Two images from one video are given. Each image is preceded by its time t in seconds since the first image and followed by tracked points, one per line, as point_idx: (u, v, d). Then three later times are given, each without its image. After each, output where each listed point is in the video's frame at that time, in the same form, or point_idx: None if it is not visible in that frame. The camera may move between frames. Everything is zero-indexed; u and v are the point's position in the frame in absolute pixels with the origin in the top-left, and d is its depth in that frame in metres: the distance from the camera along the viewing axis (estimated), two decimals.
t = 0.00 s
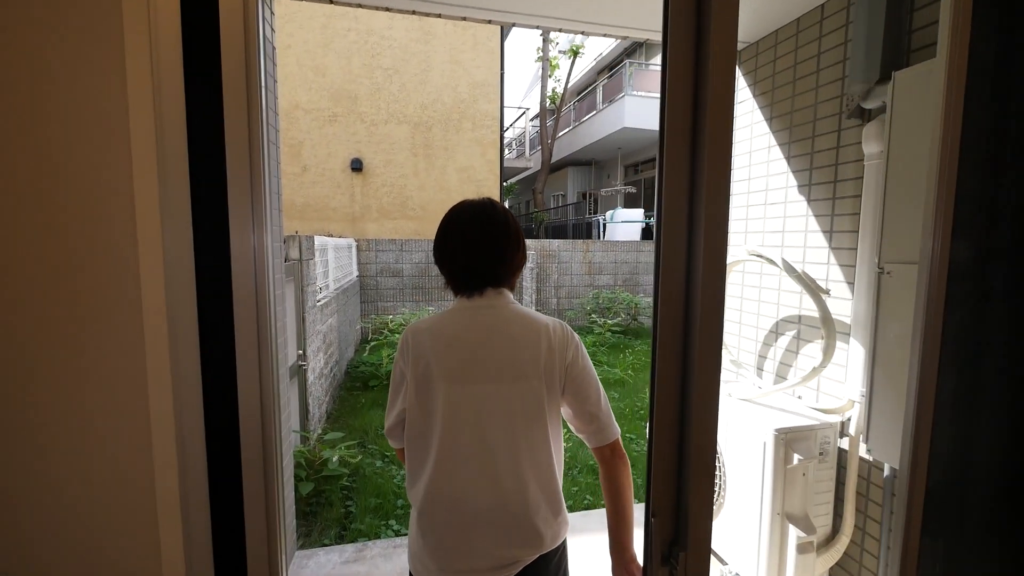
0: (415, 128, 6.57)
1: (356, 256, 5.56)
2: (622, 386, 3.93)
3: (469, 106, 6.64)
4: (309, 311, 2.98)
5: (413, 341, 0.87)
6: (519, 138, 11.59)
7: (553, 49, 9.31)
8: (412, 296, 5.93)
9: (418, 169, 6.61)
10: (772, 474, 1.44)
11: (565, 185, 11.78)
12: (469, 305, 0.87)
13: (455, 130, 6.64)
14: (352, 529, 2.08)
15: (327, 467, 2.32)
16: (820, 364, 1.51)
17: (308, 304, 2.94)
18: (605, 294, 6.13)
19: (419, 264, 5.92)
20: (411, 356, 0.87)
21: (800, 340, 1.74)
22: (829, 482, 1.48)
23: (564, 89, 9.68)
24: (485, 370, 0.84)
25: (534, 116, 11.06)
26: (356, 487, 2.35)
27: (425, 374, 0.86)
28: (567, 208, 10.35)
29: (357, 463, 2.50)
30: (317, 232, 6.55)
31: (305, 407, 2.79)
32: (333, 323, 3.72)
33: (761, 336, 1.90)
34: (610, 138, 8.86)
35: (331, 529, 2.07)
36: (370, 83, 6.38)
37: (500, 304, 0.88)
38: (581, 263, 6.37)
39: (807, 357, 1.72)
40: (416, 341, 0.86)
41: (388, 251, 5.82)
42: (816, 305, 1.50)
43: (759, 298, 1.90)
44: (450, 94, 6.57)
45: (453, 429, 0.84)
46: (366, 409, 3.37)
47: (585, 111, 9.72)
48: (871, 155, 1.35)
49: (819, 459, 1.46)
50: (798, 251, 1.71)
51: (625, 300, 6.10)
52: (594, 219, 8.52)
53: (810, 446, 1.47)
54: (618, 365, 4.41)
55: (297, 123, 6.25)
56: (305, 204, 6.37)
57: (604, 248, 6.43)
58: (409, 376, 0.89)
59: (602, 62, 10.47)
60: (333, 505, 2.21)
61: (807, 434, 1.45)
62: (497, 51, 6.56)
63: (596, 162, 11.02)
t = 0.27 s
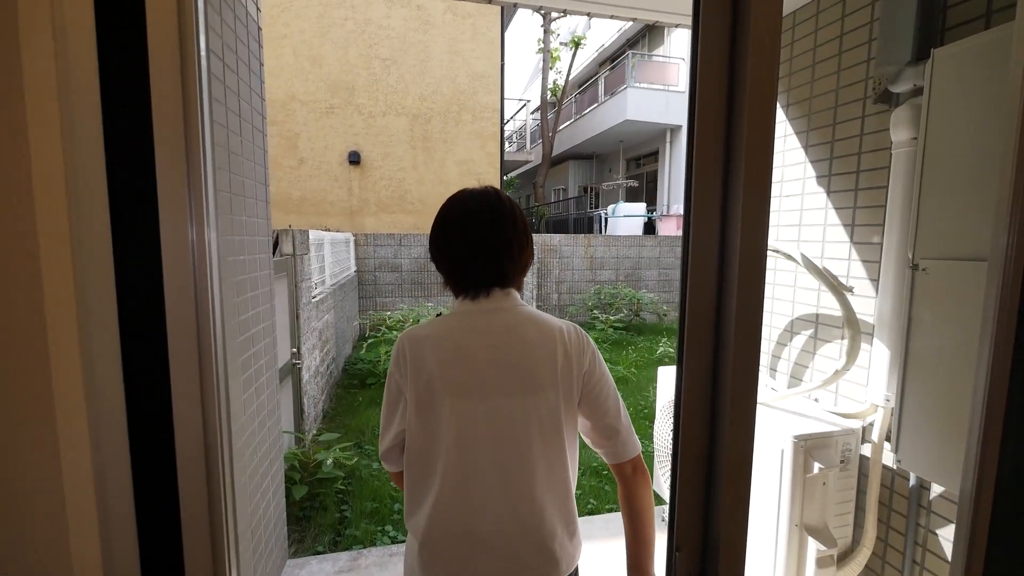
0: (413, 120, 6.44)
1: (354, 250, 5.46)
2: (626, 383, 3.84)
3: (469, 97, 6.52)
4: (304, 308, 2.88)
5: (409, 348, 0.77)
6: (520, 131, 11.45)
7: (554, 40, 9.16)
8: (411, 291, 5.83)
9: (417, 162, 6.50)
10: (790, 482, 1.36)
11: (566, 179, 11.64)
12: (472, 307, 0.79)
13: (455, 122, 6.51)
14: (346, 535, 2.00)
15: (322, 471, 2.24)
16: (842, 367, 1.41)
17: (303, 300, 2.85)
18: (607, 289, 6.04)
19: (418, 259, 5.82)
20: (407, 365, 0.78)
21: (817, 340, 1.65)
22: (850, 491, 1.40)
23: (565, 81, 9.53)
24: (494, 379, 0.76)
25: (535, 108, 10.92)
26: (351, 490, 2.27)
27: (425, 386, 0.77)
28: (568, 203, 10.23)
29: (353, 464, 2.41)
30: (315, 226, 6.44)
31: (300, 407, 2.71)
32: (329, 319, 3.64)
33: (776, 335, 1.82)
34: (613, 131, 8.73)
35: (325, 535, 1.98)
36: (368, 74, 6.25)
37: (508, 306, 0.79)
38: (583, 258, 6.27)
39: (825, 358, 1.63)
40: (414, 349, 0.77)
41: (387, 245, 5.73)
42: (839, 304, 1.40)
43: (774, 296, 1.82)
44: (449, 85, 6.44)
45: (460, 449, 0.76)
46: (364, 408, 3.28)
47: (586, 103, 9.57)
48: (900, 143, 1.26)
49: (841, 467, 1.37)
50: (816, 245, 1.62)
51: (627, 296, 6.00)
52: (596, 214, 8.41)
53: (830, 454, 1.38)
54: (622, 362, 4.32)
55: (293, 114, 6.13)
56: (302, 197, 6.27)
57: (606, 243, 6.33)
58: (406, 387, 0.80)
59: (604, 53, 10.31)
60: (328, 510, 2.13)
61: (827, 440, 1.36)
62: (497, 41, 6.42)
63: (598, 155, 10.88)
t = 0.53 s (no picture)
0: (411, 117, 6.35)
1: (351, 250, 5.37)
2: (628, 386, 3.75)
3: (467, 94, 6.42)
4: (297, 310, 2.79)
5: (417, 371, 0.71)
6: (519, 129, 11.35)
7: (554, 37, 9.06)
8: (409, 291, 5.74)
9: (415, 160, 6.40)
10: (809, 500, 1.27)
11: (565, 177, 11.54)
12: (480, 321, 0.74)
13: (453, 119, 6.41)
14: (338, 549, 1.90)
15: (313, 480, 2.14)
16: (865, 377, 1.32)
17: (296, 302, 2.75)
18: (608, 289, 5.95)
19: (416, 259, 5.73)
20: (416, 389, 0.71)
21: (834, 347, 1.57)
22: (871, 508, 1.32)
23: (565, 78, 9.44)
24: (511, 398, 0.71)
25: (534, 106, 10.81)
26: (344, 500, 2.18)
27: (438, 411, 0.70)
28: (567, 202, 10.13)
29: (346, 473, 2.33)
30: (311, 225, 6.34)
31: (292, 412, 2.62)
32: (324, 320, 3.55)
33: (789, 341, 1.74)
34: (613, 129, 8.63)
35: (316, 549, 1.88)
36: (365, 70, 6.15)
37: (527, 319, 0.75)
38: (583, 258, 6.18)
39: (842, 366, 1.54)
40: (425, 371, 0.71)
41: (384, 245, 5.63)
42: (863, 310, 1.30)
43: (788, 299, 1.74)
44: (448, 82, 6.34)
45: (496, 477, 0.72)
46: (359, 412, 3.19)
47: (586, 101, 9.48)
48: (928, 137, 1.17)
49: (863, 484, 1.28)
50: (833, 247, 1.52)
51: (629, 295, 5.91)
52: (596, 213, 8.31)
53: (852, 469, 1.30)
54: (623, 365, 4.23)
55: (289, 111, 6.03)
56: (298, 196, 6.17)
57: (607, 242, 6.24)
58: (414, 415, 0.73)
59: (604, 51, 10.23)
60: (319, 522, 2.04)
61: (849, 456, 1.28)
62: (496, 37, 6.33)
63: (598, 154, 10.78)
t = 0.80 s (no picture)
0: (411, 116, 6.28)
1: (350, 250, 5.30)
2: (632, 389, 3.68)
3: (468, 92, 6.35)
4: (294, 311, 2.72)
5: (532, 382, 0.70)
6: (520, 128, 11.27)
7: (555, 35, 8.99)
8: (409, 292, 5.68)
9: (415, 159, 6.33)
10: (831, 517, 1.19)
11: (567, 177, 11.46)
12: (552, 323, 0.81)
13: (454, 117, 6.34)
14: (334, 560, 1.83)
15: (309, 488, 2.07)
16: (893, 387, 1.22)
17: (292, 304, 2.68)
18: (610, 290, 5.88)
19: (416, 259, 5.66)
20: (538, 402, 0.69)
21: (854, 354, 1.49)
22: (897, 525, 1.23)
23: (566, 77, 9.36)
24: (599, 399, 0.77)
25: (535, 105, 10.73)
26: (342, 508, 2.11)
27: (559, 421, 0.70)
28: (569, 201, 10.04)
29: (344, 479, 2.26)
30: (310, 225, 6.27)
31: (288, 416, 2.55)
32: (322, 321, 3.48)
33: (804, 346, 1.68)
34: (615, 128, 8.56)
35: (312, 561, 1.81)
36: (364, 67, 6.08)
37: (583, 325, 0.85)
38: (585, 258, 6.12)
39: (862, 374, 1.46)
40: (538, 378, 0.71)
41: (384, 244, 5.56)
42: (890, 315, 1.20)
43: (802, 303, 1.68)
44: (448, 79, 6.27)
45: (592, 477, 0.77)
46: (357, 416, 3.12)
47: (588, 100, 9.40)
48: (959, 131, 1.11)
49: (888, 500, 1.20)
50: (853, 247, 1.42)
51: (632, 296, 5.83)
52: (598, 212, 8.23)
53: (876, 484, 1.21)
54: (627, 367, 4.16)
55: (288, 109, 5.97)
56: (297, 195, 6.10)
57: (609, 242, 6.17)
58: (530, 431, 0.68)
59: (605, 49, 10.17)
60: (316, 532, 1.96)
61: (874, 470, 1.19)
62: (497, 34, 6.26)
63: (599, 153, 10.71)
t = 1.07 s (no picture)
0: (412, 114, 6.21)
1: (350, 250, 5.24)
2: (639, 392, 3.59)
3: (470, 90, 6.28)
4: (293, 312, 2.66)
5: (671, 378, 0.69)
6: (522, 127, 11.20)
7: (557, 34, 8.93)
8: (410, 292, 5.61)
9: (416, 158, 6.26)
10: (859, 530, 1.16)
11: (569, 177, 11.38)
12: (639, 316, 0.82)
13: (455, 116, 6.28)
14: (335, 570, 1.76)
15: (309, 496, 2.00)
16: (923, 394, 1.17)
17: (292, 305, 2.62)
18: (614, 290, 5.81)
19: (417, 259, 5.60)
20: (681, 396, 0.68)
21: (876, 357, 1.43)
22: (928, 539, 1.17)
23: (568, 75, 9.30)
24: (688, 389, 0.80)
25: (537, 104, 10.66)
26: (343, 516, 2.05)
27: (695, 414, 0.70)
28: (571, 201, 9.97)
29: (345, 485, 2.19)
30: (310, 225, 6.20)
31: (289, 420, 2.49)
32: (322, 322, 3.43)
33: (823, 350, 1.62)
34: (617, 127, 8.49)
35: (312, 571, 1.75)
36: (365, 65, 6.02)
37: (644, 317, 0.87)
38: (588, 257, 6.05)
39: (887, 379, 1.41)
40: (670, 371, 0.69)
41: (385, 244, 5.50)
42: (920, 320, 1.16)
43: (821, 305, 1.62)
44: (450, 78, 6.21)
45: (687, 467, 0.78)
46: (358, 419, 3.06)
47: (590, 98, 9.33)
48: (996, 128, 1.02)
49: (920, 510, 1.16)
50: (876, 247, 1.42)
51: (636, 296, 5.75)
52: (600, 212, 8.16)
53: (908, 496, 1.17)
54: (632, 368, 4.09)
55: (288, 108, 5.90)
56: (297, 194, 6.03)
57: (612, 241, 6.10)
58: (680, 423, 0.65)
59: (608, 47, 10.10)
60: (316, 541, 1.90)
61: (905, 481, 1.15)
62: (499, 32, 6.19)
63: (601, 152, 10.64)
